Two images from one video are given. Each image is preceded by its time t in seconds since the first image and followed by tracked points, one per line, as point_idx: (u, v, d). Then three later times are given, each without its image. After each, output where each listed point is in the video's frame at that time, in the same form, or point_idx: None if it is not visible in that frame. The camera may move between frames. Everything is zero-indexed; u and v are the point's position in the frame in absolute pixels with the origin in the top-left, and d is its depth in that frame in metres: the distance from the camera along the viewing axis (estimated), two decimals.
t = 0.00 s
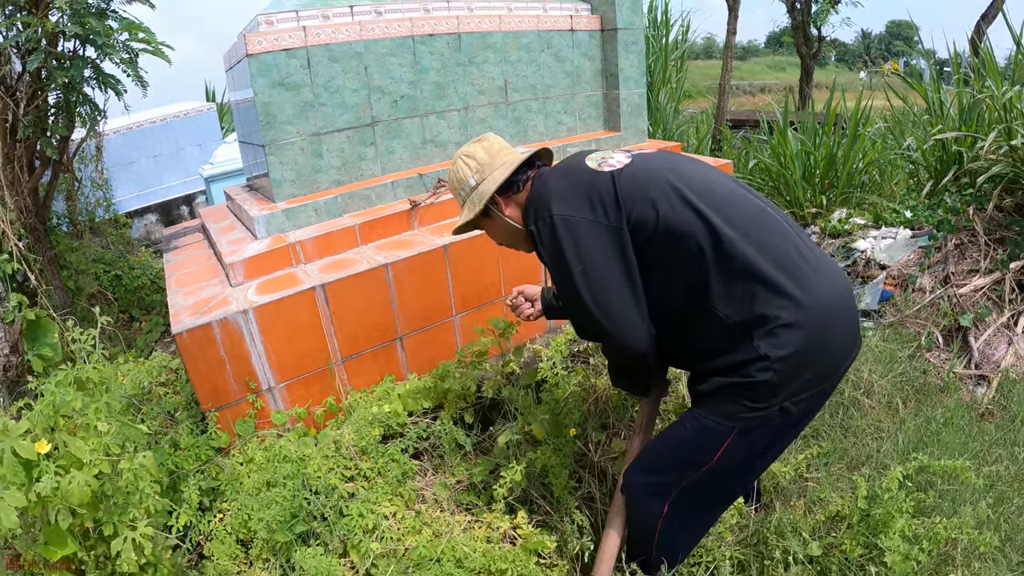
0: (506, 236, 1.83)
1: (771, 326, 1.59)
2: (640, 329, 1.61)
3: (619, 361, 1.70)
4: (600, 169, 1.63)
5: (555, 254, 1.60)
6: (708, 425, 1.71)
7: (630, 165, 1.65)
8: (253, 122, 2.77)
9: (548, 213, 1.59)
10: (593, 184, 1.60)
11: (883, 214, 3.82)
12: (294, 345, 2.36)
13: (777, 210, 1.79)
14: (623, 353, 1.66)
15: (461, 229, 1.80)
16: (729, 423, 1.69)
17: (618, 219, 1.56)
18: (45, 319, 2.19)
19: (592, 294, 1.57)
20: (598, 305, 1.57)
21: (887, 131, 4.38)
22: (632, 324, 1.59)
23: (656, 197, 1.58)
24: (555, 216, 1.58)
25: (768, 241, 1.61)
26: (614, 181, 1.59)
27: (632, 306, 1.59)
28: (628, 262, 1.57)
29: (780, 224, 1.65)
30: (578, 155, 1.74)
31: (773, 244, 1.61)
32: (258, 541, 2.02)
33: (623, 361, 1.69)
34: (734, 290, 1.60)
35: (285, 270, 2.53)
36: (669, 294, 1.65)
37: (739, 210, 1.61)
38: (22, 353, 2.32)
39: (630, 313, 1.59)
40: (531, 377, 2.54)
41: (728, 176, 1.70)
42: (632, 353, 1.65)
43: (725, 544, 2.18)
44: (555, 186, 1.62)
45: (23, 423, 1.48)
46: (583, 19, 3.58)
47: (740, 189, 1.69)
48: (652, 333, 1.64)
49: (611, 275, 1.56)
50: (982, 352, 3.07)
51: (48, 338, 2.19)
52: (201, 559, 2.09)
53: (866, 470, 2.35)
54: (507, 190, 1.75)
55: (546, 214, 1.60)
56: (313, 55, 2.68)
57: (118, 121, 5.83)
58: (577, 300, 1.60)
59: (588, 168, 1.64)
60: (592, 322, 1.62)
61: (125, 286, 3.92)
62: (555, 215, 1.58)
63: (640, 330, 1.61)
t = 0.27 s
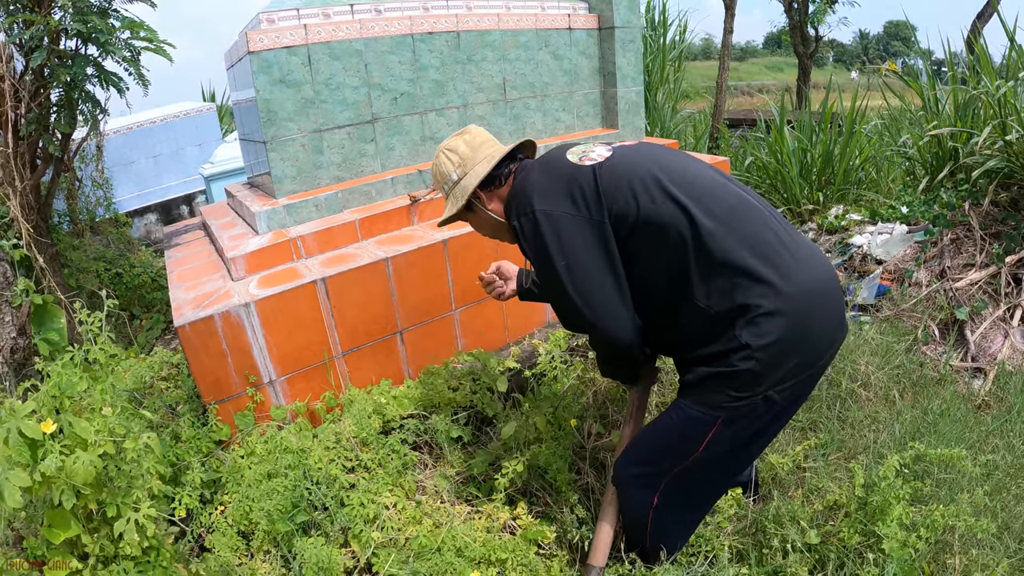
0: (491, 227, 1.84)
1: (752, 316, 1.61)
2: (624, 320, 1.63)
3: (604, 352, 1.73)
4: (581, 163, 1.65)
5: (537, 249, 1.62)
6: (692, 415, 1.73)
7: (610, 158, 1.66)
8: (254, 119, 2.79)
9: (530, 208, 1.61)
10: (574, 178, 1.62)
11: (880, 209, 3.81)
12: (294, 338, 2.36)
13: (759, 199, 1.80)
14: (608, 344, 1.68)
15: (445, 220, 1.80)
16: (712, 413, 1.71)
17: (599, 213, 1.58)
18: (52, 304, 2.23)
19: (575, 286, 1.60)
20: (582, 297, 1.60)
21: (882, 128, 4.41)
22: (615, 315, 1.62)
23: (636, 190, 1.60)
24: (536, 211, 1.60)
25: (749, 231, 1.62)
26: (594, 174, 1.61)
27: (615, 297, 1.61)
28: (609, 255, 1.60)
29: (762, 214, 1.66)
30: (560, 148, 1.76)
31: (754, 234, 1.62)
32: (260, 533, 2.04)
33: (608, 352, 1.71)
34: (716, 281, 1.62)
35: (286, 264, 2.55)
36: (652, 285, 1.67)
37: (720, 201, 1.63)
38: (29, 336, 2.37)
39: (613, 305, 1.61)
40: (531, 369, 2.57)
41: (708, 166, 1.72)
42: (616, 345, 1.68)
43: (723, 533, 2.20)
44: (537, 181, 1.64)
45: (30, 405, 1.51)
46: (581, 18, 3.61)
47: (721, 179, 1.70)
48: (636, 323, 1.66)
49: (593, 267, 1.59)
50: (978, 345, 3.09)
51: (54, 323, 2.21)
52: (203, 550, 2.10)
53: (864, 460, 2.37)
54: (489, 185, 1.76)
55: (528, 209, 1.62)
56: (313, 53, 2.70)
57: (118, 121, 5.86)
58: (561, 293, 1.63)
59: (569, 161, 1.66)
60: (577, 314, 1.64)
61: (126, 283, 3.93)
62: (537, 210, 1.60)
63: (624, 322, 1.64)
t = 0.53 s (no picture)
0: (478, 242, 1.83)
1: (745, 320, 1.59)
2: (615, 327, 1.62)
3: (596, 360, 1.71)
4: (565, 172, 1.64)
5: (524, 259, 1.60)
6: (685, 420, 1.71)
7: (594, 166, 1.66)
8: (255, 117, 2.79)
9: (515, 218, 1.60)
10: (559, 187, 1.61)
11: (882, 209, 3.83)
12: (295, 336, 2.35)
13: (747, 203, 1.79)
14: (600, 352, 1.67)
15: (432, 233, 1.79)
16: (706, 417, 1.69)
17: (586, 220, 1.57)
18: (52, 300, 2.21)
19: (565, 294, 1.58)
20: (572, 304, 1.59)
21: (884, 127, 4.41)
22: (606, 322, 1.61)
23: (622, 196, 1.59)
24: (522, 221, 1.58)
25: (740, 234, 1.61)
26: (579, 183, 1.60)
27: (605, 304, 1.60)
28: (597, 261, 1.59)
29: (752, 217, 1.65)
30: (545, 158, 1.75)
31: (744, 238, 1.61)
32: (260, 532, 2.03)
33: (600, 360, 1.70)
34: (707, 286, 1.61)
35: (287, 262, 2.54)
36: (643, 291, 1.66)
37: (709, 205, 1.62)
38: (29, 331, 2.35)
39: (603, 312, 1.61)
40: (534, 368, 2.57)
41: (694, 172, 1.71)
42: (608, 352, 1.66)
43: (727, 531, 2.19)
44: (521, 190, 1.62)
45: (29, 400, 1.49)
46: (582, 16, 3.61)
47: (707, 184, 1.69)
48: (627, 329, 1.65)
49: (582, 275, 1.58)
50: (980, 343, 3.08)
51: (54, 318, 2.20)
52: (203, 549, 2.08)
53: (867, 457, 2.36)
54: (473, 201, 1.74)
55: (513, 220, 1.60)
56: (314, 51, 2.70)
57: (120, 120, 5.85)
58: (551, 301, 1.61)
59: (553, 171, 1.65)
60: (567, 322, 1.63)
61: (127, 282, 3.91)
62: (522, 220, 1.58)
63: (615, 328, 1.63)
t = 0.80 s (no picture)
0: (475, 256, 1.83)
1: (744, 326, 1.58)
2: (611, 336, 1.60)
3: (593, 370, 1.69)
4: (555, 182, 1.63)
5: (516, 271, 1.58)
6: (687, 429, 1.70)
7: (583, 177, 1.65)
8: (258, 116, 2.77)
9: (506, 229, 1.57)
10: (549, 197, 1.59)
11: (886, 207, 3.82)
12: (299, 336, 2.33)
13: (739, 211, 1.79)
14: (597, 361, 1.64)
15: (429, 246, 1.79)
16: (708, 427, 1.68)
17: (579, 229, 1.56)
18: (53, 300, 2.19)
19: (559, 304, 1.56)
20: (567, 314, 1.57)
21: (888, 126, 4.40)
22: (602, 330, 1.59)
23: (614, 205, 1.58)
24: (513, 231, 1.56)
25: (734, 240, 1.60)
26: (569, 192, 1.60)
27: (600, 312, 1.58)
28: (591, 270, 1.57)
29: (745, 223, 1.65)
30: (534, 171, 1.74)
31: (738, 244, 1.60)
32: (264, 534, 2.00)
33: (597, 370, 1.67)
34: (703, 293, 1.59)
35: (290, 262, 2.52)
36: (639, 299, 1.64)
37: (701, 212, 1.62)
38: (30, 331, 2.33)
39: (600, 322, 1.58)
40: (539, 370, 2.55)
41: (685, 181, 1.71)
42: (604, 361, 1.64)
43: (734, 532, 2.18)
44: (511, 201, 1.60)
45: (30, 402, 1.46)
46: (586, 15, 3.60)
47: (698, 193, 1.69)
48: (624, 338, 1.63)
49: (576, 284, 1.56)
50: (986, 343, 3.07)
51: (54, 318, 2.18)
52: (207, 551, 2.06)
53: (876, 458, 2.35)
54: (467, 218, 1.76)
55: (504, 231, 1.58)
56: (318, 49, 2.69)
57: (121, 119, 5.82)
58: (545, 311, 1.59)
59: (542, 182, 1.64)
60: (563, 332, 1.60)
61: (129, 283, 3.89)
62: (513, 231, 1.56)
63: (612, 337, 1.60)
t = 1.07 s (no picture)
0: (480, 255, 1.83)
1: (744, 328, 1.55)
2: (609, 337, 1.58)
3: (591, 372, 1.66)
4: (553, 181, 1.62)
5: (514, 269, 1.56)
6: (685, 434, 1.69)
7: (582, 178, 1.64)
8: (261, 116, 2.75)
9: (503, 227, 1.56)
10: (547, 196, 1.58)
11: (891, 208, 3.81)
12: (302, 338, 2.32)
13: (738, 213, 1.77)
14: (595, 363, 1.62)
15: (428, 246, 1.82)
16: (706, 432, 1.66)
17: (575, 228, 1.54)
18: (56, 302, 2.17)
19: (557, 303, 1.54)
20: (565, 314, 1.55)
21: (892, 126, 4.38)
22: (600, 331, 1.57)
23: (612, 206, 1.57)
24: (510, 230, 1.55)
25: (733, 241, 1.59)
26: (566, 191, 1.59)
27: (597, 312, 1.56)
28: (589, 270, 1.55)
29: (744, 224, 1.63)
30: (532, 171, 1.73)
31: (736, 245, 1.58)
32: (268, 537, 1.99)
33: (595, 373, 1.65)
34: (701, 294, 1.57)
35: (294, 263, 2.51)
36: (638, 300, 1.62)
37: (698, 213, 1.60)
38: (30, 334, 2.27)
39: (597, 323, 1.56)
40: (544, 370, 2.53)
41: (684, 182, 1.70)
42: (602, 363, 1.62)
43: (740, 535, 2.16)
44: (507, 200, 1.60)
45: (32, 406, 1.43)
46: (591, 15, 3.58)
47: (696, 194, 1.67)
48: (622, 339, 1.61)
49: (573, 284, 1.54)
50: (992, 344, 3.05)
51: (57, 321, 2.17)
52: (210, 554, 2.04)
53: (883, 460, 2.34)
54: (474, 217, 1.75)
55: (502, 229, 1.57)
56: (322, 48, 2.67)
57: (124, 119, 5.82)
58: (542, 311, 1.57)
59: (541, 181, 1.63)
60: (561, 332, 1.58)
61: (131, 283, 3.87)
62: (510, 229, 1.55)
63: (610, 338, 1.58)
